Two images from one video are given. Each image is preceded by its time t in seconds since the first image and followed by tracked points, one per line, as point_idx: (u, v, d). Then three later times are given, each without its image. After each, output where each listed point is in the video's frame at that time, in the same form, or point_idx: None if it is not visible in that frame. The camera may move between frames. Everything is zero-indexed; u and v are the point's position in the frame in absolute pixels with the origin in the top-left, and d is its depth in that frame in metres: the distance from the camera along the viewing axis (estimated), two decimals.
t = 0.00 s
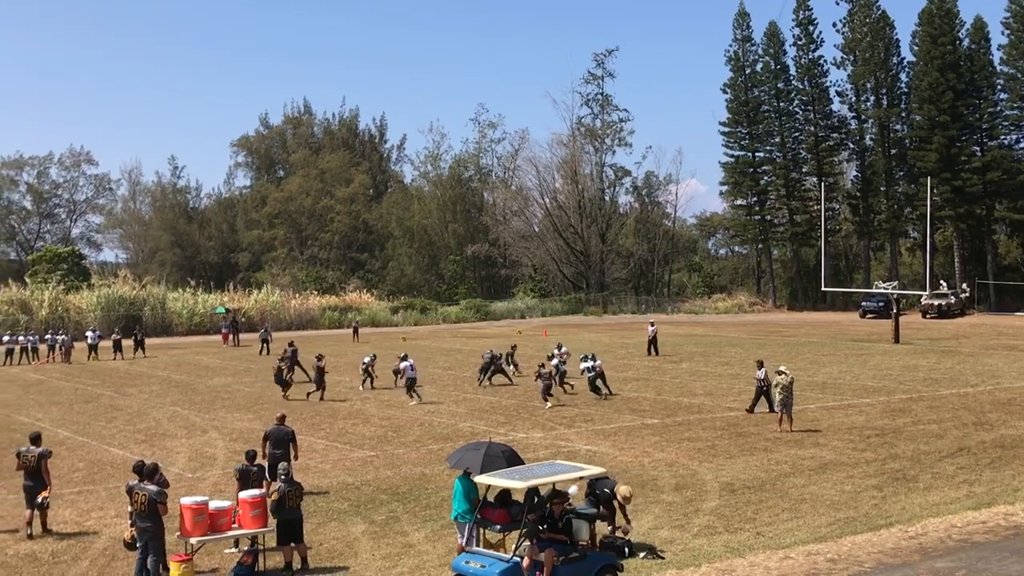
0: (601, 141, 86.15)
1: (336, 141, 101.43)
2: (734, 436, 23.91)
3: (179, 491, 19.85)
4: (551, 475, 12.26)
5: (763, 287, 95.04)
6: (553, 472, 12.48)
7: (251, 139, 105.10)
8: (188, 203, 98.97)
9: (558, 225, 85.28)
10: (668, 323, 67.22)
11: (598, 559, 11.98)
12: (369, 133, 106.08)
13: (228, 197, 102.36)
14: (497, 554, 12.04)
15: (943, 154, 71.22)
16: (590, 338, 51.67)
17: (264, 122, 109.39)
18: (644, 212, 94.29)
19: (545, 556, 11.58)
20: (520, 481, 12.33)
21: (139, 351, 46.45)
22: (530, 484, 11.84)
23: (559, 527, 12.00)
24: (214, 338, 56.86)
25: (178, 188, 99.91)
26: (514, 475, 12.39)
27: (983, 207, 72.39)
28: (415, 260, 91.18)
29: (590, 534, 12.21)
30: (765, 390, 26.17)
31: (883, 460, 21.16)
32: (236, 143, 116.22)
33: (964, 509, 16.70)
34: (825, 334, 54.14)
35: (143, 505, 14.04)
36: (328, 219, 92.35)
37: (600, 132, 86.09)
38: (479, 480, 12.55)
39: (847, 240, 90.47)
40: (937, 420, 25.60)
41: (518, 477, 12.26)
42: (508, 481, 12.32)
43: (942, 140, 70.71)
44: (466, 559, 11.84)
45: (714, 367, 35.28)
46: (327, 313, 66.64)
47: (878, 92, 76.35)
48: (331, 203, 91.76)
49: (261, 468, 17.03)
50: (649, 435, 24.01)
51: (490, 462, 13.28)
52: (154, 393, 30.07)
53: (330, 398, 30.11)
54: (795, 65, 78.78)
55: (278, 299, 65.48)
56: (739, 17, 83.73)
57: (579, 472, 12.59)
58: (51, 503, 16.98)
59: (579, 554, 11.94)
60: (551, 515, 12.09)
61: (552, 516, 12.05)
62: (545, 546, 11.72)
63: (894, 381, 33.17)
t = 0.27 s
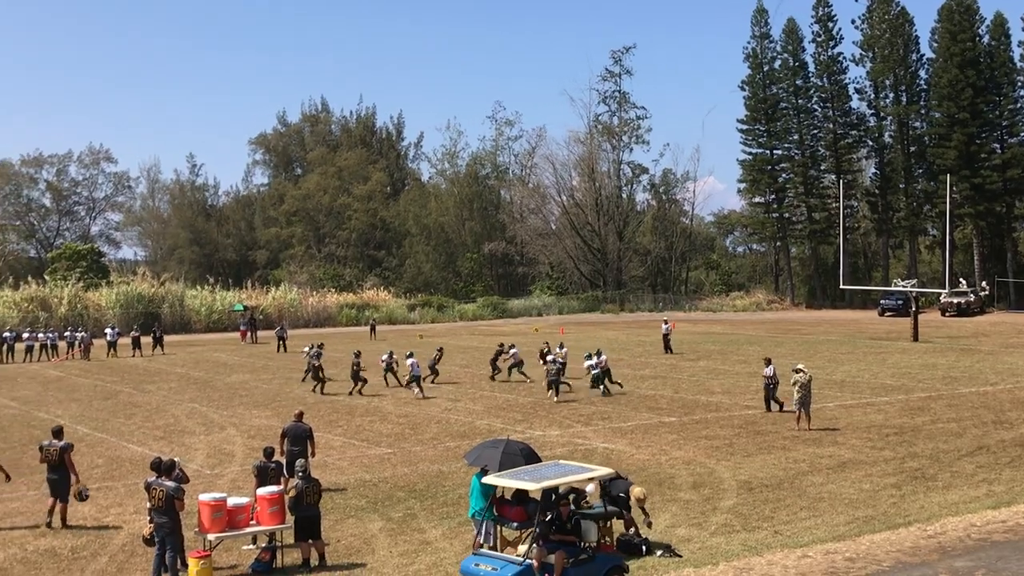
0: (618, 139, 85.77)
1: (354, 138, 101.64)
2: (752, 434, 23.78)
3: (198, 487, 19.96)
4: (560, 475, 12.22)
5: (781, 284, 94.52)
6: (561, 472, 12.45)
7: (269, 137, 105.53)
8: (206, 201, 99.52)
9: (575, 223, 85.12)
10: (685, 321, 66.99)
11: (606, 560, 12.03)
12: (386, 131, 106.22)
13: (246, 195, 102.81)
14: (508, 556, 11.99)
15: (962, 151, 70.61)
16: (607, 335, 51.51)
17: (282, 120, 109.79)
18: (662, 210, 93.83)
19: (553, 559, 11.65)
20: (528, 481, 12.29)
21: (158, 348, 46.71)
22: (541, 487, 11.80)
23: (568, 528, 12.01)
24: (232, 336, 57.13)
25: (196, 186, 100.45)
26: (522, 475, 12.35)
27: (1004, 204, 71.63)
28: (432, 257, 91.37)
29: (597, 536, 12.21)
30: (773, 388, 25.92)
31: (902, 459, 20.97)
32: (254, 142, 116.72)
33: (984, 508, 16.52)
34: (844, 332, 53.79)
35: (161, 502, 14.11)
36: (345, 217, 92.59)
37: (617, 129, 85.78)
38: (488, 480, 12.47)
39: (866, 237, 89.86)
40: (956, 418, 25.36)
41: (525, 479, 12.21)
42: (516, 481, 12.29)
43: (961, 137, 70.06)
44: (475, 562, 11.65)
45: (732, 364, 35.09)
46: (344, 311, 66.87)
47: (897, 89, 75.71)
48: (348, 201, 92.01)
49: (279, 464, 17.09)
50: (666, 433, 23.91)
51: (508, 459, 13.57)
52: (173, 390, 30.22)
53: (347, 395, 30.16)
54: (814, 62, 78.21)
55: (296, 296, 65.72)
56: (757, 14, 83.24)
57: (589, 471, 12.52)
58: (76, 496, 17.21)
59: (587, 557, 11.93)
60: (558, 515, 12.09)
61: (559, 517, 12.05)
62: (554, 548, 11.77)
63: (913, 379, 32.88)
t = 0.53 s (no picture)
0: (630, 137, 85.50)
1: (366, 136, 101.83)
2: (764, 432, 23.71)
3: (210, 483, 20.04)
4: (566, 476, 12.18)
5: (793, 282, 94.22)
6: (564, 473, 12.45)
7: (281, 135, 105.86)
8: (219, 198, 99.91)
9: (587, 221, 85.04)
10: (696, 319, 66.80)
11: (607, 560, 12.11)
12: (398, 128, 106.29)
13: (258, 192, 103.19)
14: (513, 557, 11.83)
15: (975, 149, 70.20)
16: (618, 333, 51.51)
17: (294, 118, 110.07)
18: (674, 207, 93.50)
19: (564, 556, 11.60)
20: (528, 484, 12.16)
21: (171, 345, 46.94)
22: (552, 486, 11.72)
23: (571, 528, 11.96)
24: (245, 332, 57.31)
25: (209, 183, 100.82)
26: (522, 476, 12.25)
27: (1018, 202, 71.17)
28: (444, 255, 91.47)
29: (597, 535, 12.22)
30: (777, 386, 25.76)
31: (914, 457, 20.87)
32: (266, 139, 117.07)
33: (996, 507, 16.42)
34: (856, 330, 53.55)
35: (174, 498, 14.19)
36: (357, 214, 92.78)
37: (629, 126, 85.52)
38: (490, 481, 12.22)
39: (879, 235, 89.48)
40: (969, 416, 25.21)
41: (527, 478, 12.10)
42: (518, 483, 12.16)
43: (975, 134, 69.63)
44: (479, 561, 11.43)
45: (743, 362, 34.99)
46: (356, 307, 66.96)
47: (910, 86, 75.32)
48: (360, 198, 92.18)
49: (291, 461, 17.16)
50: (678, 431, 23.85)
51: (520, 456, 13.78)
52: (186, 387, 30.34)
53: (359, 392, 30.22)
54: (827, 59, 77.87)
55: (308, 293, 65.88)
56: (770, 11, 82.94)
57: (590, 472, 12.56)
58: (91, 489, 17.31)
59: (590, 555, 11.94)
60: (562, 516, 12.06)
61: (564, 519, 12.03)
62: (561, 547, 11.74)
63: (926, 377, 32.71)
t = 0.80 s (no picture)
0: (637, 133, 85.36)
1: (374, 133, 101.93)
2: (771, 429, 23.65)
3: (218, 480, 20.09)
4: (563, 476, 12.05)
5: (801, 280, 94.00)
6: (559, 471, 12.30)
7: (289, 132, 106.01)
8: (226, 195, 100.10)
9: (594, 218, 84.91)
10: (703, 316, 66.69)
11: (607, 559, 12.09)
12: (405, 125, 106.26)
13: (266, 189, 103.37)
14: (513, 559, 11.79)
15: (984, 146, 69.66)
16: (625, 330, 51.45)
17: (302, 115, 110.18)
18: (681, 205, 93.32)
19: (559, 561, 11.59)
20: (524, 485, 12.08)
21: (179, 342, 47.05)
22: (551, 488, 11.59)
23: (569, 529, 11.99)
24: (252, 329, 57.40)
25: (216, 179, 101.01)
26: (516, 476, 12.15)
27: None
28: (451, 252, 91.44)
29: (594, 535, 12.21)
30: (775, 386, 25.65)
31: (921, 454, 20.79)
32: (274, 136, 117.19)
33: (1005, 505, 16.34)
34: (864, 328, 53.38)
35: (182, 494, 14.24)
36: (364, 211, 92.89)
37: (637, 123, 85.26)
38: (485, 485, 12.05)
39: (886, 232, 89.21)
40: (977, 414, 25.12)
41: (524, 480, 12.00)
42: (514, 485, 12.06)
43: (983, 132, 69.01)
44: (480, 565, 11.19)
45: (751, 359, 34.92)
46: (364, 304, 67.02)
47: (918, 83, 75.03)
48: (368, 195, 92.28)
49: (298, 458, 17.19)
50: (685, 428, 23.81)
51: (526, 453, 13.89)
52: (194, 383, 30.40)
53: (366, 388, 30.25)
54: (835, 56, 77.61)
55: (316, 290, 65.95)
56: (777, 8, 82.73)
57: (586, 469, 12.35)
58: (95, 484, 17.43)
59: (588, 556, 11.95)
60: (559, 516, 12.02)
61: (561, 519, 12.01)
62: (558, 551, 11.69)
63: (933, 375, 32.60)
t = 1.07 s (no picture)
0: (641, 131, 85.24)
1: (377, 130, 101.92)
2: (774, 427, 23.63)
3: (221, 477, 20.13)
4: (559, 478, 11.86)
5: (804, 277, 93.91)
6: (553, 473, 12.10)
7: (292, 129, 106.02)
8: (230, 192, 100.18)
9: (597, 215, 84.83)
10: (707, 314, 66.67)
11: (598, 562, 12.00)
12: (409, 123, 106.23)
13: (269, 186, 103.43)
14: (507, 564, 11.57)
15: (987, 144, 69.74)
16: (627, 328, 51.40)
17: (305, 112, 110.16)
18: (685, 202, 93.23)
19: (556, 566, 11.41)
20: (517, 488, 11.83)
21: (182, 339, 47.08)
22: (550, 492, 11.37)
23: (565, 531, 11.82)
24: (256, 327, 57.45)
25: (219, 177, 101.05)
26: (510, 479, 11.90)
27: None
28: (453, 249, 91.40)
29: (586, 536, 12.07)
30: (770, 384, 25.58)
31: (925, 452, 20.76)
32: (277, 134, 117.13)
33: (1008, 503, 16.31)
34: (867, 325, 53.34)
35: (187, 491, 14.29)
36: (368, 209, 92.97)
37: (640, 121, 85.14)
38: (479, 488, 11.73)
39: (890, 230, 89.10)
40: (980, 412, 25.07)
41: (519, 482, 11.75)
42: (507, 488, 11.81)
43: (987, 130, 69.14)
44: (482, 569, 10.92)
45: (754, 357, 34.88)
46: (367, 302, 67.07)
47: (922, 81, 74.85)
48: (371, 192, 92.41)
49: (302, 455, 17.22)
50: (688, 426, 23.80)
51: (531, 452, 13.98)
52: (196, 381, 30.43)
53: (369, 386, 30.27)
54: (839, 54, 77.43)
55: (319, 287, 66.02)
56: (782, 5, 82.51)
57: (579, 471, 12.19)
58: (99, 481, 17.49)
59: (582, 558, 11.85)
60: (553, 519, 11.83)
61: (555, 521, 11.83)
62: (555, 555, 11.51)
63: (937, 373, 32.55)
